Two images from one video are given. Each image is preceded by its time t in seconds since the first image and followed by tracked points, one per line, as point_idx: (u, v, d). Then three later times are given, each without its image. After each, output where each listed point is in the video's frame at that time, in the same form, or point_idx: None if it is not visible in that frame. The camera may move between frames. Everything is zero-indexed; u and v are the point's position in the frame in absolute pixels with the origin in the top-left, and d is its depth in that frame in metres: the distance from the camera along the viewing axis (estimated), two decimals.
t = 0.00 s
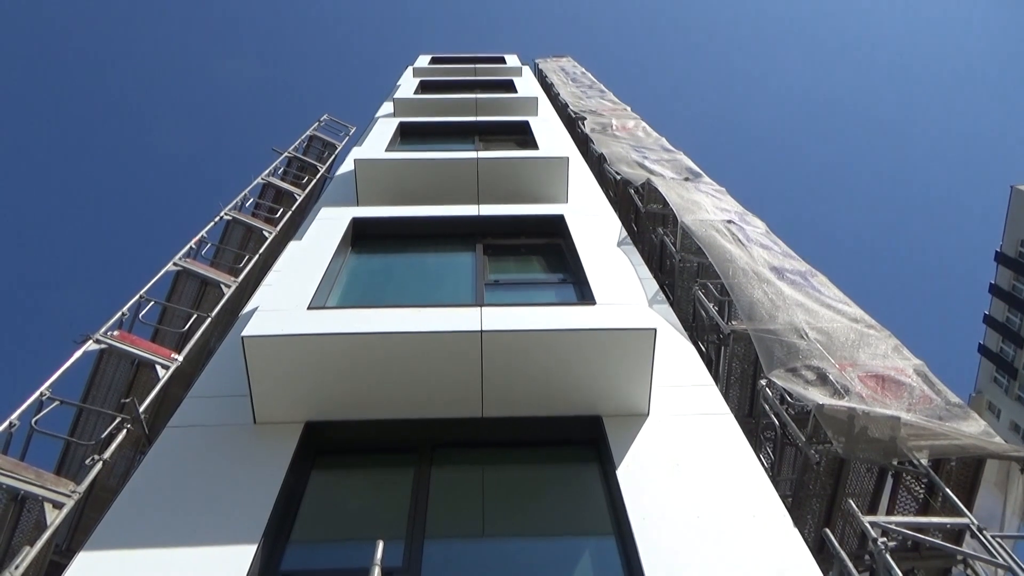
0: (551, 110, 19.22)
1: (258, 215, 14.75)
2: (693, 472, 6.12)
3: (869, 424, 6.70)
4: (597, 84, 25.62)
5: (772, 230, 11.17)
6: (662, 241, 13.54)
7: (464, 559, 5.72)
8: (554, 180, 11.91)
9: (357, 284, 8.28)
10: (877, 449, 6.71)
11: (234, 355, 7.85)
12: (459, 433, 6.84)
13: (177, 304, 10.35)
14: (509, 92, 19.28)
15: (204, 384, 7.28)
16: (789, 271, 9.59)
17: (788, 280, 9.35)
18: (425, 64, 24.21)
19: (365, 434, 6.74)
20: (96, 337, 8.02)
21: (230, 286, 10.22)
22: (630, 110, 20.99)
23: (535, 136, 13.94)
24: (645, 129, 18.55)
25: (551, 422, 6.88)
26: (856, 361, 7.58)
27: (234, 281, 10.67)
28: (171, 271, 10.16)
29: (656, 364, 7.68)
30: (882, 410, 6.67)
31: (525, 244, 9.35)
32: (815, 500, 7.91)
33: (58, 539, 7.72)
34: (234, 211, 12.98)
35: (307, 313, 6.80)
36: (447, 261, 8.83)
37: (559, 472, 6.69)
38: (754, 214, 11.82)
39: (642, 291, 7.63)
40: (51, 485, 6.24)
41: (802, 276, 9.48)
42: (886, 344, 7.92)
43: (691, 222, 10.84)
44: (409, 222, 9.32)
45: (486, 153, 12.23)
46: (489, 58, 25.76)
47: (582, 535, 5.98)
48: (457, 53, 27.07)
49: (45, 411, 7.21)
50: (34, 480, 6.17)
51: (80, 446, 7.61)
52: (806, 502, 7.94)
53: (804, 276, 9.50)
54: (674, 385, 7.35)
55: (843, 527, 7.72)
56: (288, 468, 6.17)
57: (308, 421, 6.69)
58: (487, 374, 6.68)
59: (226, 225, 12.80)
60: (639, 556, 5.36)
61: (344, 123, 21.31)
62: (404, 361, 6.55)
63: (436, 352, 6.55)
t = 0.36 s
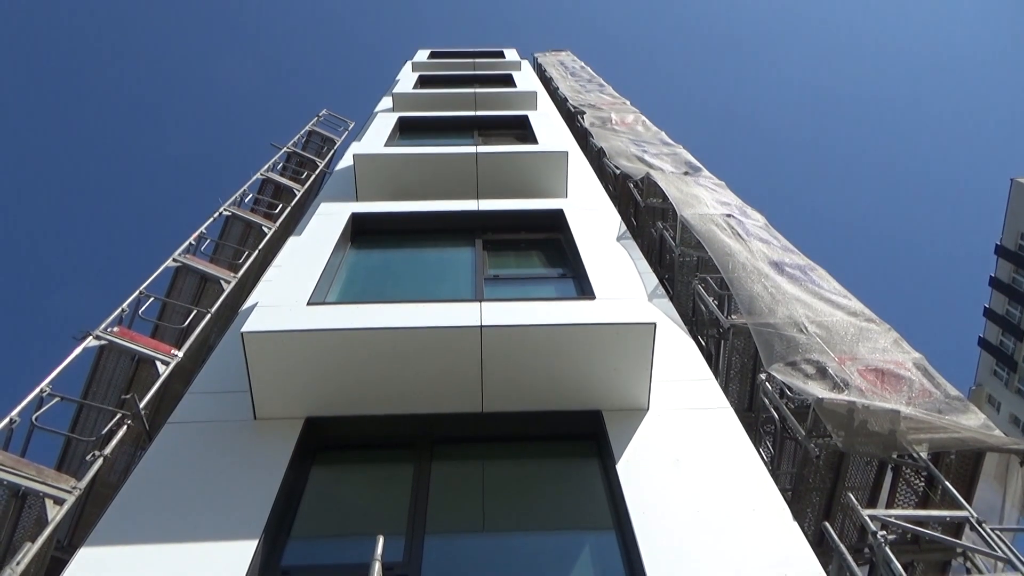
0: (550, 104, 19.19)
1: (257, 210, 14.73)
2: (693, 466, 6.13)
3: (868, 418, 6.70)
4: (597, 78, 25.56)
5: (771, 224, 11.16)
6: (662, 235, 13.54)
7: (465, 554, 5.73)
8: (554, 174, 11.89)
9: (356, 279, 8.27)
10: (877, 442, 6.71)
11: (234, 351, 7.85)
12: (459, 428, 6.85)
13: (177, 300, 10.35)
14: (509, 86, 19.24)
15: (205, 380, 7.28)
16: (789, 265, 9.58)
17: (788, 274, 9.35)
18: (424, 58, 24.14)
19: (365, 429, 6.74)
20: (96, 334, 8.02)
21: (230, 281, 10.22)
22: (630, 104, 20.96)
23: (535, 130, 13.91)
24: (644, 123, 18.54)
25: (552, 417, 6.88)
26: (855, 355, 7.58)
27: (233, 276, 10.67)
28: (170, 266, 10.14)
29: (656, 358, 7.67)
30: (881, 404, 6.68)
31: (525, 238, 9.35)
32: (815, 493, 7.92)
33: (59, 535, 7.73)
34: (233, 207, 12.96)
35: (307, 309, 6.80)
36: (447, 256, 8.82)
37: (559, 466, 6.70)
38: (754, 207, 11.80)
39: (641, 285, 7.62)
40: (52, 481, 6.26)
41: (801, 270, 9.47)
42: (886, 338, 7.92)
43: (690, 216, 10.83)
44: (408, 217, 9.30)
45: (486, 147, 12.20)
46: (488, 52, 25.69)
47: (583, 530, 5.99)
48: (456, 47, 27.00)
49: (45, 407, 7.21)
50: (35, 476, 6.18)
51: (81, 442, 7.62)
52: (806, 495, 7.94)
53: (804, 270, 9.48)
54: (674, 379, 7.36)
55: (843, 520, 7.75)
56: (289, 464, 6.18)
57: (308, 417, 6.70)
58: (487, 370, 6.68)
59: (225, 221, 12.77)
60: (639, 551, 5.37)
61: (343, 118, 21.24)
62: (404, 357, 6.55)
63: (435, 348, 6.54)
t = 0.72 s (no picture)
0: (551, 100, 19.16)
1: (258, 206, 14.73)
2: (693, 462, 6.13)
3: (868, 414, 6.70)
4: (597, 74, 25.52)
5: (772, 221, 11.16)
6: (662, 231, 13.52)
7: (464, 549, 5.75)
8: (554, 170, 11.88)
9: (356, 275, 8.27)
10: (876, 438, 6.71)
11: (234, 347, 7.86)
12: (459, 424, 6.85)
13: (177, 295, 10.35)
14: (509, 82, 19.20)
15: (205, 375, 7.29)
16: (789, 262, 9.57)
17: (788, 271, 9.33)
18: (424, 54, 24.10)
19: (366, 425, 6.75)
20: (96, 329, 8.02)
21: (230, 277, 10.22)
22: (630, 100, 20.93)
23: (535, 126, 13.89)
24: (645, 119, 18.51)
25: (551, 413, 6.89)
26: (855, 352, 7.57)
27: (233, 272, 10.67)
28: (171, 262, 10.15)
29: (656, 354, 7.68)
30: (881, 400, 6.68)
31: (525, 235, 9.35)
32: (815, 489, 7.90)
33: (59, 530, 7.72)
34: (233, 202, 12.95)
35: (307, 304, 6.80)
36: (447, 251, 8.82)
37: (559, 462, 6.71)
38: (754, 204, 11.79)
39: (641, 281, 7.62)
40: (52, 476, 6.26)
41: (802, 267, 9.46)
42: (886, 334, 7.92)
43: (690, 213, 10.82)
44: (409, 212, 9.30)
45: (486, 143, 12.18)
46: (489, 48, 25.64)
47: (583, 525, 6.00)
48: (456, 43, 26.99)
49: (46, 402, 7.22)
50: (35, 471, 6.19)
51: (82, 437, 7.62)
52: (806, 491, 7.89)
53: (805, 267, 9.48)
54: (673, 375, 7.37)
55: (842, 517, 7.79)
56: (289, 459, 6.19)
57: (308, 412, 6.70)
58: (487, 365, 6.69)
59: (225, 216, 12.77)
60: (639, 546, 5.38)
61: (342, 113, 21.18)
62: (404, 353, 6.55)
63: (436, 344, 6.55)
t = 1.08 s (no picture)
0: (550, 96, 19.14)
1: (257, 202, 14.71)
2: (692, 459, 6.14)
3: (865, 411, 6.70)
4: (597, 70, 25.46)
5: (771, 217, 11.15)
6: (661, 228, 13.53)
7: (462, 546, 5.75)
8: (553, 166, 11.87)
9: (355, 272, 8.25)
10: (874, 435, 6.71)
11: (233, 343, 7.86)
12: (458, 421, 6.85)
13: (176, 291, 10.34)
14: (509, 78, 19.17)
15: (204, 371, 7.29)
16: (789, 258, 9.56)
17: (787, 267, 9.33)
18: (423, 49, 24.05)
19: (365, 422, 6.75)
20: (95, 325, 8.02)
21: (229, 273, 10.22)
22: (630, 97, 20.90)
23: (534, 122, 13.87)
24: (645, 115, 18.50)
25: (549, 410, 6.89)
26: (854, 348, 7.58)
27: (232, 268, 10.67)
28: (169, 258, 10.15)
29: (655, 351, 7.68)
30: (879, 397, 6.68)
31: (523, 231, 9.34)
32: (812, 486, 7.96)
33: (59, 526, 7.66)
34: (232, 199, 12.93)
35: (306, 301, 6.80)
36: (445, 248, 8.81)
37: (557, 458, 6.72)
38: (753, 200, 11.79)
39: (640, 278, 7.63)
40: (52, 473, 6.27)
41: (801, 263, 9.45)
42: (884, 331, 7.92)
43: (689, 209, 10.82)
44: (408, 209, 9.29)
45: (485, 139, 12.16)
46: (488, 44, 25.59)
47: (581, 522, 6.01)
48: (455, 39, 26.92)
49: (44, 399, 7.21)
50: (35, 467, 6.20)
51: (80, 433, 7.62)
52: (803, 488, 8.01)
53: (804, 263, 9.47)
54: (672, 372, 7.37)
55: (839, 513, 7.78)
56: (288, 456, 6.19)
57: (306, 409, 6.70)
58: (486, 362, 6.69)
59: (224, 213, 12.75)
60: (637, 543, 5.39)
61: (341, 110, 21.12)
62: (403, 350, 6.55)
63: (434, 341, 6.54)
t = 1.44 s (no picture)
0: (550, 93, 19.12)
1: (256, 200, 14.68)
2: (690, 456, 6.14)
3: (864, 408, 6.70)
4: (596, 67, 25.42)
5: (770, 214, 11.14)
6: (660, 225, 13.55)
7: (462, 543, 5.76)
8: (552, 164, 11.86)
9: (354, 270, 8.25)
10: (872, 432, 6.71)
11: (232, 341, 7.86)
12: (457, 418, 6.85)
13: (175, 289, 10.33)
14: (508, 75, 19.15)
15: (203, 369, 7.29)
16: (788, 256, 9.55)
17: (786, 264, 9.32)
18: (423, 46, 24.00)
19: (363, 420, 6.75)
20: (94, 323, 8.01)
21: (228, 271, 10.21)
22: (629, 94, 20.87)
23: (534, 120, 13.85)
24: (644, 112, 18.49)
25: (548, 408, 6.89)
26: (852, 346, 7.57)
27: (231, 266, 10.67)
28: (169, 256, 10.13)
29: (654, 348, 7.67)
30: (877, 395, 6.68)
31: (522, 229, 9.33)
32: (812, 483, 8.00)
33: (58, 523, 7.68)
34: (231, 196, 12.91)
35: (305, 299, 6.79)
36: (444, 246, 8.81)
37: (556, 456, 6.73)
38: (752, 198, 11.78)
39: (639, 275, 7.62)
40: (51, 471, 6.27)
41: (800, 260, 9.44)
42: (883, 328, 7.92)
43: (688, 207, 10.81)
44: (407, 207, 9.28)
45: (484, 137, 12.14)
46: (487, 41, 25.53)
47: (579, 519, 6.02)
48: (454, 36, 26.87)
49: (44, 397, 7.20)
50: (34, 465, 6.19)
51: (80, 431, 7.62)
52: (803, 486, 8.06)
53: (803, 260, 9.45)
54: (671, 370, 7.37)
55: (838, 510, 7.79)
56: (287, 454, 6.19)
57: (305, 407, 6.70)
58: (485, 360, 6.69)
59: (223, 210, 12.72)
60: (635, 540, 5.39)
61: (340, 106, 20.96)
62: (402, 348, 6.55)
63: (433, 339, 6.55)
